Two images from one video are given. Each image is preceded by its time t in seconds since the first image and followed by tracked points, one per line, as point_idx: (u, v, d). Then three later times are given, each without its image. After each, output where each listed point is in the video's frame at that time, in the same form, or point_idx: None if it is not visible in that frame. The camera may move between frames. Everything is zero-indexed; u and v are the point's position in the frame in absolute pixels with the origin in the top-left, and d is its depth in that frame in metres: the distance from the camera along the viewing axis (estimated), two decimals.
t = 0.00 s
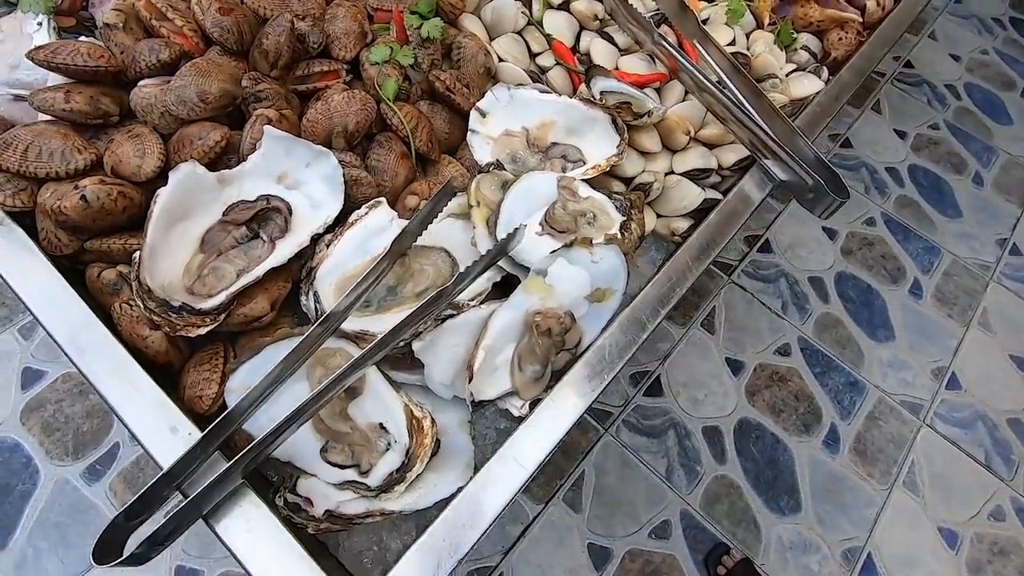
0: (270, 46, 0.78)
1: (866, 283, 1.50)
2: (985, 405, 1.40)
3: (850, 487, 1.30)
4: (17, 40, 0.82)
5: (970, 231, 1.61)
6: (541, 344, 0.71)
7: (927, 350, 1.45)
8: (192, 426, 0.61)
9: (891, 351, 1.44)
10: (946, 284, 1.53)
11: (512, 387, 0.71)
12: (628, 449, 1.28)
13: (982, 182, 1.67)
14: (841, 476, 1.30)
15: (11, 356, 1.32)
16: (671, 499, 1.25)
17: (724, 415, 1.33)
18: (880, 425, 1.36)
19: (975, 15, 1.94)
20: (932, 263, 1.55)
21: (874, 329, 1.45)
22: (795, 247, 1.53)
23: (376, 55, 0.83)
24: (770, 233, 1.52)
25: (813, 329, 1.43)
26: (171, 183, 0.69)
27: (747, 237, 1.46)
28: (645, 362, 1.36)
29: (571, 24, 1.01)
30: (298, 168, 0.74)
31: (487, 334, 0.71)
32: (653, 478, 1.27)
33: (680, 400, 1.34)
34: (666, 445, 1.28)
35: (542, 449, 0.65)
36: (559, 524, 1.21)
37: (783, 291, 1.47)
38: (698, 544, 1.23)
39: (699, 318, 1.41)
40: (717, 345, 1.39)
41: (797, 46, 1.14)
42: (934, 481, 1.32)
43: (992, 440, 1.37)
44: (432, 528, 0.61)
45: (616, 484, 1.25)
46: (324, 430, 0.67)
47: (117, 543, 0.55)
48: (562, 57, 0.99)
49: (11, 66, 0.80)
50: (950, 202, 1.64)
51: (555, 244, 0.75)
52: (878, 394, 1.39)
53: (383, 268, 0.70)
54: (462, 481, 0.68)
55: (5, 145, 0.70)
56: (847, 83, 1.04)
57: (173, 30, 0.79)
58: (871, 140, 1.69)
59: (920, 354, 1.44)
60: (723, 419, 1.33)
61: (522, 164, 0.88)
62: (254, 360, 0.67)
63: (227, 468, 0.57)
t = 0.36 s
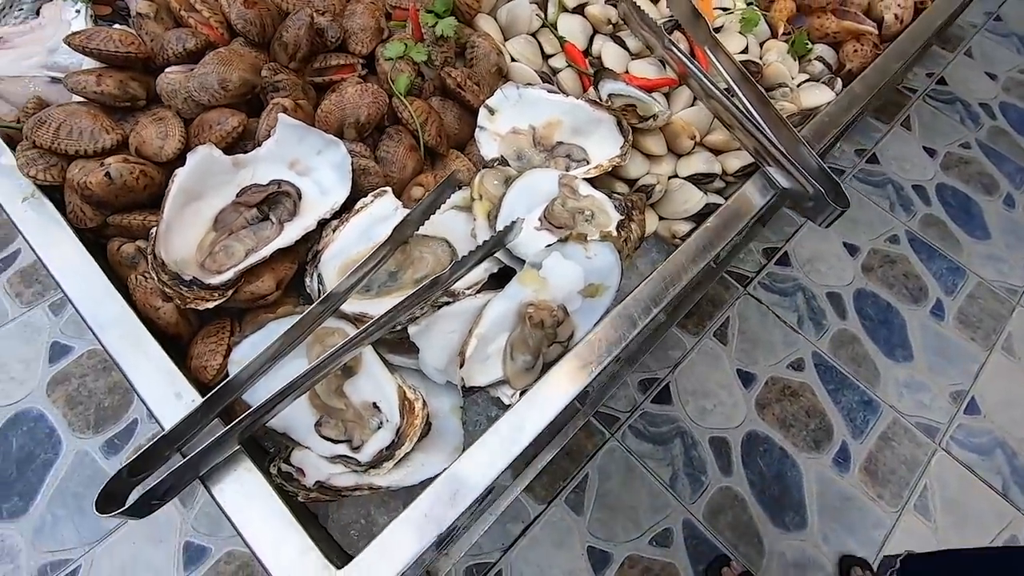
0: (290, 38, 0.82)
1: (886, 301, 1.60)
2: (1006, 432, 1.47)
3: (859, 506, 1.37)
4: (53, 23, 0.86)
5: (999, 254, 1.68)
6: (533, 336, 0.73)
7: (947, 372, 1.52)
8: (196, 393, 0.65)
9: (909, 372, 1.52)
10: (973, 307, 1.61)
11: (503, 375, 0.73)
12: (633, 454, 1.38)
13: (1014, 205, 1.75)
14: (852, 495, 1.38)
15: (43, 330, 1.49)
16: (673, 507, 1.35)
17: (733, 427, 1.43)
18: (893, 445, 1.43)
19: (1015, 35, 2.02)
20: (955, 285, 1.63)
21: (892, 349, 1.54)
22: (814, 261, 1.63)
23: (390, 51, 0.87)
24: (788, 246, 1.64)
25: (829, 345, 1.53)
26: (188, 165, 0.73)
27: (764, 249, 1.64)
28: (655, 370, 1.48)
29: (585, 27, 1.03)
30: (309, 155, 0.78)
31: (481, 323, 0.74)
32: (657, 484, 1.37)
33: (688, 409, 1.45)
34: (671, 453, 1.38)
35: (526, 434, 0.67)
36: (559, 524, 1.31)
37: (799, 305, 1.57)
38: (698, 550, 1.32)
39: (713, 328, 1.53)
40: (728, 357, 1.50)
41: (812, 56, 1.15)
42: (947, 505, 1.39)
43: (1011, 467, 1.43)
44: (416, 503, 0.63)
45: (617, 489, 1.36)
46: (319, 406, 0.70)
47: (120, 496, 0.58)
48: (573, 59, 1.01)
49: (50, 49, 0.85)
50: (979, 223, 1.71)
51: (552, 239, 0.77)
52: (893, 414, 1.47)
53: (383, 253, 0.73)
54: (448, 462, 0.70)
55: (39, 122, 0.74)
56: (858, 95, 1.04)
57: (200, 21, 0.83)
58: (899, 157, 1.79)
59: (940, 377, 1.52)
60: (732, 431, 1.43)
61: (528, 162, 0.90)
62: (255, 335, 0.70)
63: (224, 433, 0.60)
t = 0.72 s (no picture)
0: (309, 40, 0.86)
1: (902, 320, 1.65)
2: (1020, 457, 1.51)
3: (867, 526, 1.41)
4: (89, 22, 0.91)
5: (1019, 275, 1.75)
6: (530, 332, 0.76)
7: (962, 395, 1.57)
8: (206, 372, 0.68)
9: (922, 391, 1.56)
10: (994, 329, 1.66)
11: (499, 369, 0.75)
12: (637, 463, 1.43)
13: None
14: (861, 515, 1.42)
15: (67, 317, 1.56)
16: (676, 518, 1.39)
17: (740, 440, 1.48)
18: (904, 465, 1.47)
19: None
20: (974, 305, 1.69)
21: (907, 369, 1.59)
22: (830, 277, 1.70)
23: (404, 55, 0.90)
24: (803, 260, 1.71)
25: (842, 361, 1.58)
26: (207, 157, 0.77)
27: (777, 264, 1.70)
28: (663, 380, 1.53)
29: (595, 37, 1.06)
30: (321, 151, 0.82)
31: (479, 317, 0.76)
32: (660, 495, 1.41)
33: (695, 420, 1.49)
34: (676, 463, 1.43)
35: (518, 425, 0.69)
36: (561, 530, 1.36)
37: (813, 320, 1.63)
38: (699, 562, 1.36)
39: (722, 340, 1.59)
40: (738, 370, 1.56)
41: (821, 69, 1.16)
42: (960, 530, 1.41)
43: None
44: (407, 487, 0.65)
45: (620, 496, 1.40)
46: (321, 390, 0.74)
47: (130, 463, 0.61)
48: (582, 67, 1.04)
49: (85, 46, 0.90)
50: (999, 243, 1.79)
51: (551, 239, 0.79)
52: (905, 435, 1.51)
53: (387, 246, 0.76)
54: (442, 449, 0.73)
55: (72, 114, 0.79)
56: (864, 110, 1.05)
57: (225, 22, 0.88)
58: (919, 175, 1.88)
59: (955, 399, 1.56)
60: (739, 445, 1.48)
61: (533, 164, 0.93)
62: (263, 320, 0.73)
63: (229, 411, 0.63)
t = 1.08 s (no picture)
0: (324, 49, 0.91)
1: (912, 340, 1.65)
2: None
3: (871, 546, 1.40)
4: (120, 26, 0.97)
5: None
6: (524, 331, 0.79)
7: (972, 418, 1.56)
8: (213, 358, 0.72)
9: (931, 413, 1.56)
10: (1006, 351, 1.65)
11: (493, 366, 0.78)
12: (640, 475, 1.45)
13: None
14: (864, 533, 1.42)
15: (87, 311, 1.62)
16: (678, 532, 1.40)
17: (743, 455, 1.49)
18: (911, 487, 1.47)
19: None
20: (988, 327, 1.68)
21: (917, 390, 1.58)
22: (840, 295, 1.71)
23: (414, 64, 0.95)
24: (814, 277, 1.73)
25: (850, 380, 1.59)
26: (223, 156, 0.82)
27: (787, 280, 1.72)
28: (668, 393, 1.55)
29: (600, 51, 1.10)
30: (331, 153, 0.86)
31: (475, 315, 0.79)
32: (662, 507, 1.42)
33: (699, 433, 1.51)
34: (679, 476, 1.44)
35: (507, 419, 0.72)
36: (560, 538, 1.38)
37: (821, 337, 1.64)
38: None
39: (730, 354, 1.60)
40: (744, 385, 1.57)
41: (823, 86, 1.19)
42: (967, 555, 1.40)
43: None
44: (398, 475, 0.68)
45: (622, 507, 1.41)
46: (322, 379, 0.77)
47: (140, 440, 0.65)
48: (586, 79, 1.08)
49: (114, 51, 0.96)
50: (1015, 266, 1.78)
51: (547, 242, 0.82)
52: (913, 456, 1.50)
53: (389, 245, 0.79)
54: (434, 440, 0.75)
55: (99, 113, 0.84)
56: (863, 127, 1.07)
57: (246, 31, 0.93)
58: (933, 195, 1.89)
59: (966, 422, 1.55)
60: (743, 460, 1.48)
61: (534, 171, 0.96)
62: (269, 311, 0.77)
63: (234, 395, 0.67)
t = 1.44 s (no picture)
0: (342, 95, 0.97)
1: (921, 369, 1.67)
2: None
3: None
4: (154, 72, 1.04)
5: None
6: (525, 366, 0.82)
7: (982, 449, 1.56)
8: (232, 388, 0.76)
9: (940, 444, 1.56)
10: (1014, 383, 1.66)
11: (495, 400, 0.82)
12: (645, 500, 1.47)
13: None
14: (870, 565, 1.42)
15: (107, 328, 1.69)
16: (683, 559, 1.41)
17: (750, 483, 1.50)
18: (920, 519, 1.47)
19: None
20: (998, 357, 1.69)
21: (925, 420, 1.59)
22: (847, 322, 1.73)
23: (426, 109, 1.00)
24: (820, 304, 1.75)
25: (857, 409, 1.60)
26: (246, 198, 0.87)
27: (794, 306, 1.75)
28: (674, 419, 1.57)
29: (604, 94, 1.15)
30: (346, 195, 0.91)
31: (478, 350, 0.83)
32: (666, 534, 1.43)
33: (705, 460, 1.52)
34: (683, 503, 1.46)
35: (508, 451, 0.75)
36: (564, 564, 1.39)
37: (828, 365, 1.66)
38: None
39: (735, 382, 1.63)
40: (750, 412, 1.59)
41: (819, 128, 1.23)
42: None
43: None
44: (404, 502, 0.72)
45: (626, 532, 1.43)
46: (333, 410, 0.81)
47: (163, 466, 0.70)
48: (589, 121, 1.13)
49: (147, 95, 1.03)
50: None
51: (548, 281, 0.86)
52: (922, 487, 1.51)
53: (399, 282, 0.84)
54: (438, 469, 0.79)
55: (133, 154, 0.90)
56: (857, 169, 1.11)
57: (270, 77, 0.99)
58: (941, 224, 1.91)
59: (975, 453, 1.56)
60: (749, 487, 1.50)
61: (538, 211, 1.01)
62: (285, 344, 0.82)
63: (251, 425, 0.71)
